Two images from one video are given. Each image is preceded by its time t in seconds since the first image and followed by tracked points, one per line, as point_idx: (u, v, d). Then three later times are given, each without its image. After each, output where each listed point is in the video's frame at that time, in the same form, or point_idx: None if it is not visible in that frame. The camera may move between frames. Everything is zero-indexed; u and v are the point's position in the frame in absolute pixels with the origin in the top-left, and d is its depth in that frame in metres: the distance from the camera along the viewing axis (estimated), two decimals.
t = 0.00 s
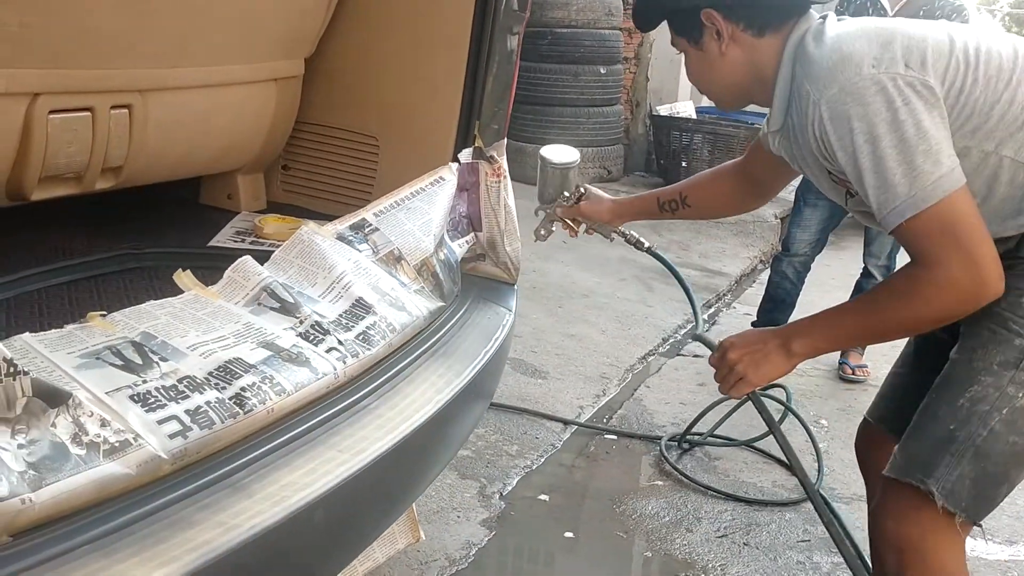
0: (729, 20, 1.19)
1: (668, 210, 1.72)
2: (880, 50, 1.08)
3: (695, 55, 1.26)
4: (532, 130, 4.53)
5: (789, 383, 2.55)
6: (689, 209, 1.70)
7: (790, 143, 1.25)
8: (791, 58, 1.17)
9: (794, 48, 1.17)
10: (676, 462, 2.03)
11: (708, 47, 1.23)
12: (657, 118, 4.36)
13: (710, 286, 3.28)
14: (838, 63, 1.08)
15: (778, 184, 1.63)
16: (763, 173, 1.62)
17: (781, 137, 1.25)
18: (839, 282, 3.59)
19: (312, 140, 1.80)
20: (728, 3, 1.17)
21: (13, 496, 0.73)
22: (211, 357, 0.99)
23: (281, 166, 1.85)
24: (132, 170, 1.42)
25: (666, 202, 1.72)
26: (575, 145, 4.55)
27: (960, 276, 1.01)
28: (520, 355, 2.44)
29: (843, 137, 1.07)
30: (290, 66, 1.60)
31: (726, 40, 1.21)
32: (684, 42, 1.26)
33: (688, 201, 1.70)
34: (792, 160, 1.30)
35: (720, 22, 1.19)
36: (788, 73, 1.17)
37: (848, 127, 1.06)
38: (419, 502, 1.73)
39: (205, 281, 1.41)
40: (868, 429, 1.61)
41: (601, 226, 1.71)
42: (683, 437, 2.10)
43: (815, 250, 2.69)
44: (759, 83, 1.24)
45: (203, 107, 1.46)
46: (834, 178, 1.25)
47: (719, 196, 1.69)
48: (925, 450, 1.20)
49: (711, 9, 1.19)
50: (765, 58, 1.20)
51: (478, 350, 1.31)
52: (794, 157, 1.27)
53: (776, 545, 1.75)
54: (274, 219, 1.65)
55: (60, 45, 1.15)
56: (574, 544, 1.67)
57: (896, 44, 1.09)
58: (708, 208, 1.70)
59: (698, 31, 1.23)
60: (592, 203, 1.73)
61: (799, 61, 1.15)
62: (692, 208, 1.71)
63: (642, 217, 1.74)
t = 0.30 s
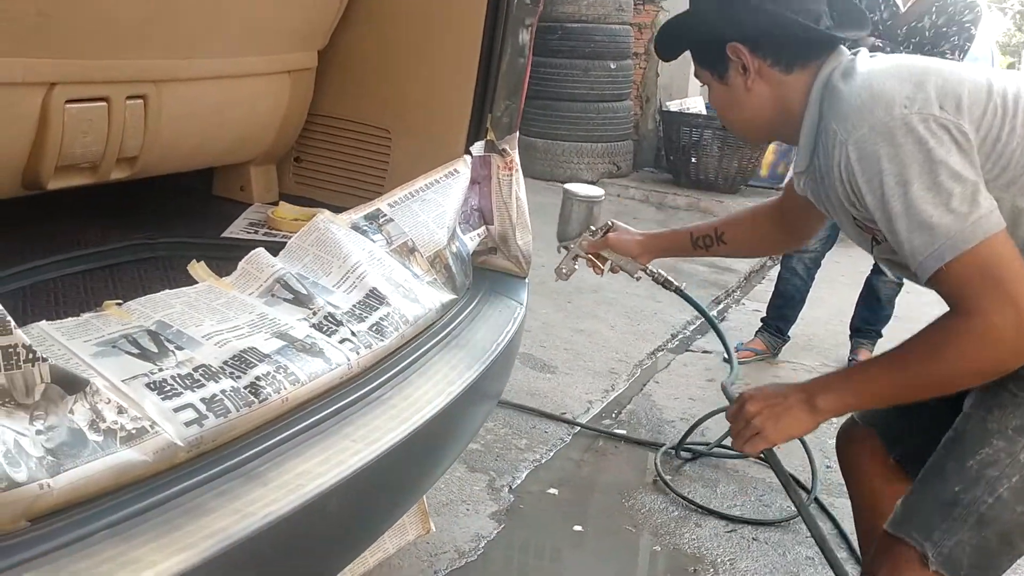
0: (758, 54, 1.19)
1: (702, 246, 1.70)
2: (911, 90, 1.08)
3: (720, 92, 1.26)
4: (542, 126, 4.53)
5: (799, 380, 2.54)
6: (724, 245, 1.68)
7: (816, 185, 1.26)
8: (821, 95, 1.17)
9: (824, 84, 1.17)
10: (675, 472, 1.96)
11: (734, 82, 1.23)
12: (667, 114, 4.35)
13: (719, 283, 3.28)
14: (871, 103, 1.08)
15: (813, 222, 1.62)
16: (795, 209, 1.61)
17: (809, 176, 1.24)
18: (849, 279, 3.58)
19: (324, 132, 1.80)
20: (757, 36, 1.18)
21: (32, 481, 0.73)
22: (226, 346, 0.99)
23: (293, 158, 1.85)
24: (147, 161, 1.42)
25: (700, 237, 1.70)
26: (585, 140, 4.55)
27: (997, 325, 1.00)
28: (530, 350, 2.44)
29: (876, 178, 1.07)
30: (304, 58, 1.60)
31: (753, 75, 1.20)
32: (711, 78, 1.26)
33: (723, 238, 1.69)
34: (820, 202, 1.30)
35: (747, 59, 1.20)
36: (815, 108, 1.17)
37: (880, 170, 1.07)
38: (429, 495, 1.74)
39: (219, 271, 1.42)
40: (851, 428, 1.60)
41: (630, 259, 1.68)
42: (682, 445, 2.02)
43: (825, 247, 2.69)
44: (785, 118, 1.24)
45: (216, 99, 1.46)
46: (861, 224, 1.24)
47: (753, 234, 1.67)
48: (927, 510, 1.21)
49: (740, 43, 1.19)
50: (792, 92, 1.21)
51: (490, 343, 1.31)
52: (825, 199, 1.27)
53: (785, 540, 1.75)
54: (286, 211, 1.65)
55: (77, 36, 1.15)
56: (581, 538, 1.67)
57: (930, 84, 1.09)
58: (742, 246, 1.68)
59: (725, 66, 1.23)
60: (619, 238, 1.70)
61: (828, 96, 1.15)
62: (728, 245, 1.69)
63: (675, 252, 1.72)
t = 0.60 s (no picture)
0: (841, 159, 1.03)
1: (745, 343, 1.50)
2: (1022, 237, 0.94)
3: (784, 190, 1.09)
4: (555, 116, 4.53)
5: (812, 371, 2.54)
6: (769, 348, 1.49)
7: (884, 318, 1.11)
8: (922, 229, 1.01)
9: (912, 214, 1.03)
10: (687, 466, 1.95)
11: (805, 185, 1.06)
12: (681, 104, 4.34)
13: (731, 274, 3.28)
14: (989, 252, 0.94)
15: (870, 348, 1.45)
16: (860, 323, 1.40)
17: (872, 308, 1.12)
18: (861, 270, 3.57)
19: (339, 122, 1.81)
20: (844, 141, 1.02)
21: (56, 465, 0.74)
22: (245, 333, 1.00)
23: (309, 147, 1.86)
24: (164, 149, 1.43)
25: (745, 334, 1.50)
26: (597, 130, 4.54)
27: None
28: (542, 340, 2.45)
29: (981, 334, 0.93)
30: (319, 48, 1.61)
31: (832, 182, 1.04)
32: (776, 174, 1.08)
33: (770, 339, 1.49)
34: (876, 336, 1.17)
35: (824, 160, 1.03)
36: (902, 243, 1.03)
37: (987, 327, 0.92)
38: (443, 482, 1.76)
39: (236, 259, 1.43)
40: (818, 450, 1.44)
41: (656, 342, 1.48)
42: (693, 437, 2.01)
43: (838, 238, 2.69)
44: (853, 235, 1.10)
45: (233, 88, 1.47)
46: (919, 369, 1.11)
47: (805, 342, 1.47)
48: None
49: (821, 143, 1.02)
50: (869, 207, 1.06)
51: (503, 331, 1.32)
52: (884, 333, 1.13)
53: (798, 528, 1.76)
54: (302, 201, 1.66)
55: (95, 26, 1.16)
56: (593, 528, 1.68)
57: None
58: (789, 354, 1.49)
59: (795, 164, 1.06)
60: (644, 310, 1.49)
61: (921, 231, 1.01)
62: (775, 348, 1.50)
63: (711, 345, 1.53)
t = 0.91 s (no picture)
0: (939, 309, 0.88)
1: (695, 454, 1.27)
2: None
3: (856, 328, 0.92)
4: (558, 109, 4.53)
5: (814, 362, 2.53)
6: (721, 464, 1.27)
7: (938, 497, 0.98)
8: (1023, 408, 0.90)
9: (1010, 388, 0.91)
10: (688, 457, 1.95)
11: (888, 329, 0.91)
12: (683, 97, 4.34)
13: (733, 266, 3.27)
14: None
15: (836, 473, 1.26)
16: (822, 457, 1.23)
17: (929, 482, 0.97)
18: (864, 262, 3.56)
19: (340, 113, 1.81)
20: (956, 294, 0.87)
21: (58, 451, 0.74)
22: (246, 322, 1.01)
23: (310, 138, 1.86)
24: (165, 141, 1.44)
25: (698, 444, 1.26)
26: (600, 123, 4.53)
27: None
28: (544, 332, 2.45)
29: None
30: (320, 39, 1.61)
31: (922, 331, 0.90)
32: (854, 309, 0.92)
33: (724, 455, 1.27)
34: (913, 507, 1.03)
35: (925, 311, 0.88)
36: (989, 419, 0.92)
37: None
38: (445, 473, 1.76)
39: (238, 249, 1.44)
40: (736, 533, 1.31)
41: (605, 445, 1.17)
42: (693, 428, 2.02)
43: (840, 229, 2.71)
44: (921, 389, 0.95)
45: (235, 80, 1.47)
46: (964, 548, 0.98)
47: (755, 460, 1.27)
48: None
49: (925, 290, 0.87)
50: (948, 366, 0.93)
51: (505, 321, 1.32)
52: (929, 507, 0.99)
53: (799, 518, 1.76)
54: (303, 191, 1.66)
55: (96, 16, 1.16)
56: (595, 519, 1.69)
57: None
58: (740, 473, 1.28)
59: (882, 306, 0.90)
60: (598, 400, 1.16)
61: (1016, 413, 0.90)
62: (728, 463, 1.27)
63: (657, 452, 1.27)
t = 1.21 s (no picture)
0: (978, 424, 0.85)
1: (623, 543, 1.14)
2: None
3: (890, 438, 0.88)
4: (559, 104, 4.52)
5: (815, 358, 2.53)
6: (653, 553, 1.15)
7: None
8: None
9: None
10: (689, 454, 1.95)
11: (922, 441, 0.87)
12: (686, 93, 4.33)
13: (735, 262, 3.27)
14: None
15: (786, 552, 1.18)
16: (774, 537, 1.16)
17: None
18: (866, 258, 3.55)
19: (341, 112, 1.81)
20: (1001, 411, 0.84)
21: (60, 450, 0.75)
22: (247, 320, 1.01)
23: (311, 136, 1.86)
24: (166, 138, 1.44)
25: (627, 533, 1.14)
26: (602, 119, 4.53)
27: None
28: (545, 328, 2.45)
29: None
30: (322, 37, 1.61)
31: (959, 446, 0.86)
32: (888, 418, 0.87)
33: (656, 543, 1.15)
34: None
35: (965, 428, 0.85)
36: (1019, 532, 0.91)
37: None
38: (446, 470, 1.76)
39: (239, 246, 1.44)
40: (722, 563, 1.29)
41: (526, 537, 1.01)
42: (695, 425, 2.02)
43: (842, 226, 2.71)
44: (949, 495, 0.93)
45: (236, 77, 1.47)
46: None
47: (692, 547, 1.16)
48: None
49: (967, 407, 0.83)
50: (980, 476, 0.90)
51: (504, 319, 1.32)
52: None
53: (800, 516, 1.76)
54: (304, 189, 1.67)
55: (97, 15, 1.16)
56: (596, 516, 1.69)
57: None
58: (677, 560, 1.16)
59: (920, 417, 0.86)
60: (525, 485, 1.01)
61: None
62: (660, 550, 1.16)
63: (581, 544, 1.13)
